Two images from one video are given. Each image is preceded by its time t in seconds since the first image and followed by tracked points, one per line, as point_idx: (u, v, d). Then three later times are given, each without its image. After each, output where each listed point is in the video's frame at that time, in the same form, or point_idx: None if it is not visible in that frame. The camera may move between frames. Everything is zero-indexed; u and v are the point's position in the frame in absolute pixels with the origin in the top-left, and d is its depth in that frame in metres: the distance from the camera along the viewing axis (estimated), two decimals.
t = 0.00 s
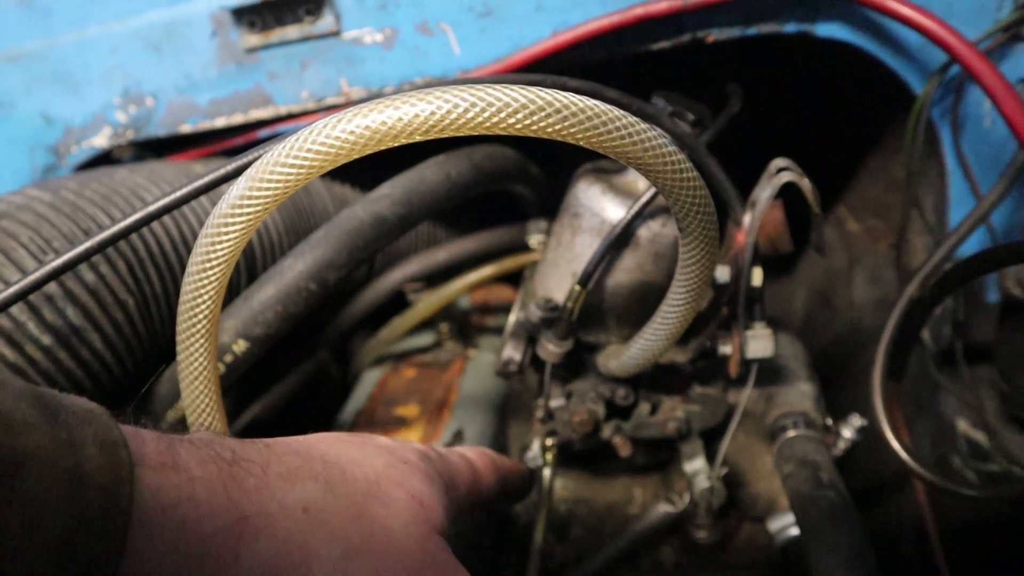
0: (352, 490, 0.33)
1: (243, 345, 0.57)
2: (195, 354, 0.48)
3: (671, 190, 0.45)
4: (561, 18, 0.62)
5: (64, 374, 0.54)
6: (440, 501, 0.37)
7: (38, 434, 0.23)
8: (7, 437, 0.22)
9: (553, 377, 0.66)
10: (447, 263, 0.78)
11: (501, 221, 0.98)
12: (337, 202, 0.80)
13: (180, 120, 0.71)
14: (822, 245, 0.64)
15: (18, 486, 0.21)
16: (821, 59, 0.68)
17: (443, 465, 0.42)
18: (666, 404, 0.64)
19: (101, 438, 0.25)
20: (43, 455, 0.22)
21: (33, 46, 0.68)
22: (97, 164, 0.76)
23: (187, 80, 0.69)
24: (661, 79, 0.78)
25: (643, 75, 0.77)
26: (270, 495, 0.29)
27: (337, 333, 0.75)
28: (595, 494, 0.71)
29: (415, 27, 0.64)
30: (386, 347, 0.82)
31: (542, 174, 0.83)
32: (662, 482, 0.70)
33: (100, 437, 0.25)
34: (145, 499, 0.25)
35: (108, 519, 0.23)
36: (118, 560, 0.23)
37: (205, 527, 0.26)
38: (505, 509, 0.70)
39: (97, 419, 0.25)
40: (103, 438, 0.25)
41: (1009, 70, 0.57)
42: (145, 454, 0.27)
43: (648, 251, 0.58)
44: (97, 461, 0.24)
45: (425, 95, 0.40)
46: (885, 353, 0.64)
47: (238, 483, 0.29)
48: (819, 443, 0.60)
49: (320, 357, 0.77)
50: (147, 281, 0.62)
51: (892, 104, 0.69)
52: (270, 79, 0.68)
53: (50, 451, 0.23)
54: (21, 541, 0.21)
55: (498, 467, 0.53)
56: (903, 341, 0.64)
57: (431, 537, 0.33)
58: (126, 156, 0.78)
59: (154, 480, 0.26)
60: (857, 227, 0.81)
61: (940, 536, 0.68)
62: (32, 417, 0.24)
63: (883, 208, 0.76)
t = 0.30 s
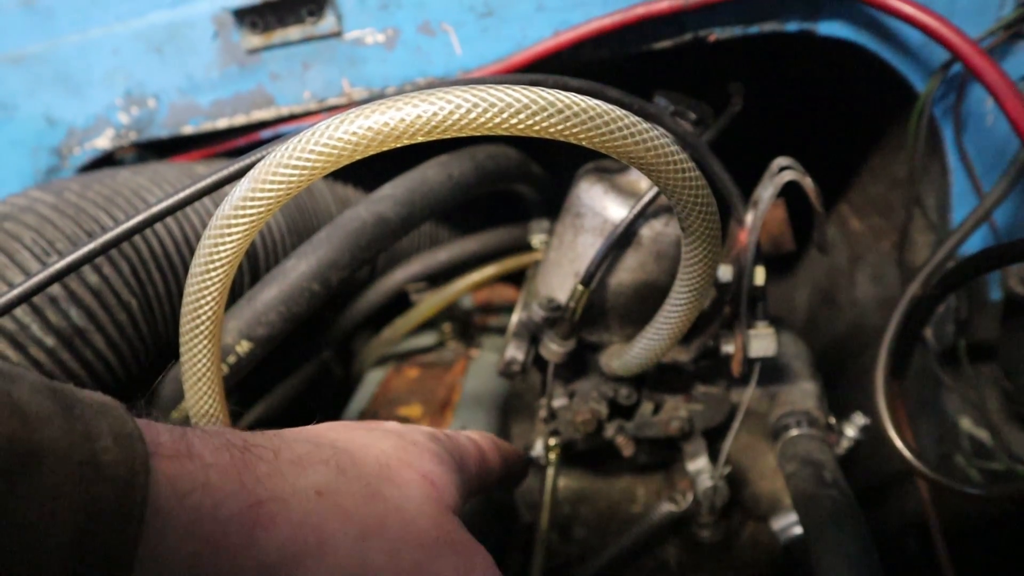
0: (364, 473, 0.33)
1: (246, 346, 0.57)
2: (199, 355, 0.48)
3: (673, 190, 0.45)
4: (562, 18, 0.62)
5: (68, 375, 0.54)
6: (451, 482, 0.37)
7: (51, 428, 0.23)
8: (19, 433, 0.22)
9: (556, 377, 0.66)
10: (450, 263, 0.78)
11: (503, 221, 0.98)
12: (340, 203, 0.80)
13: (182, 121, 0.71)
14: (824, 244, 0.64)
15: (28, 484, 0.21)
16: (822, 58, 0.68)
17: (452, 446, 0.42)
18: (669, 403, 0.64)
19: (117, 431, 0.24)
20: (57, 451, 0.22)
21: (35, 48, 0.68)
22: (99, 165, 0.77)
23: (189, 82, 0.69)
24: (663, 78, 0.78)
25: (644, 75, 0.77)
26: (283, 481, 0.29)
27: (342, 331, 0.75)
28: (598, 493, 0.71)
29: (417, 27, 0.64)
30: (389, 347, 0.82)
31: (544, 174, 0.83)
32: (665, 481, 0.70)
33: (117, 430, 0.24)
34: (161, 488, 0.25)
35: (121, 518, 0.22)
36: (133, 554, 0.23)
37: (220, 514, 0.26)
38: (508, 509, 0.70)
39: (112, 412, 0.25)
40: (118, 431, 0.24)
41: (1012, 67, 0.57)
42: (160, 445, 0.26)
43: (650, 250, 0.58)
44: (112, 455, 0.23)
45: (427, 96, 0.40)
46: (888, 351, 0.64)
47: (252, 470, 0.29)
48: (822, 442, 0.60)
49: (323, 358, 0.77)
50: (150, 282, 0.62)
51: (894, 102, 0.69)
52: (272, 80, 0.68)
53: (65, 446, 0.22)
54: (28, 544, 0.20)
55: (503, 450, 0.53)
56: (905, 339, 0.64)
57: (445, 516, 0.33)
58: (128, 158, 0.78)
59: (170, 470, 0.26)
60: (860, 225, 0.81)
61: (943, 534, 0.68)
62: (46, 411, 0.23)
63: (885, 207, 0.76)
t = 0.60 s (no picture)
0: (343, 471, 0.33)
1: (249, 347, 0.57)
2: (203, 356, 0.48)
3: (675, 189, 0.46)
4: (564, 18, 0.62)
5: (72, 376, 0.54)
6: (429, 474, 0.37)
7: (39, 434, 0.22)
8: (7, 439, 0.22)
9: (559, 376, 0.66)
10: (452, 262, 0.78)
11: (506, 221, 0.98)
12: (343, 204, 0.80)
13: (185, 122, 0.71)
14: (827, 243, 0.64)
15: (15, 493, 0.21)
16: (825, 57, 0.68)
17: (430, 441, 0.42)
18: (671, 403, 0.65)
19: (103, 434, 0.24)
20: (42, 457, 0.22)
21: (38, 50, 0.68)
22: (103, 167, 0.77)
23: (192, 83, 0.69)
24: (665, 78, 0.78)
25: (647, 74, 0.78)
26: (263, 474, 0.30)
27: (345, 330, 0.76)
28: (601, 493, 0.71)
29: (420, 27, 0.64)
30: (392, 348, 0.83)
31: (547, 174, 0.83)
32: (668, 481, 0.70)
33: (103, 433, 0.24)
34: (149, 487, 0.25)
35: (107, 526, 0.22)
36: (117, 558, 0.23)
37: (202, 507, 0.26)
38: (511, 509, 0.70)
39: (100, 415, 0.25)
40: (105, 433, 0.24)
41: (1015, 65, 0.57)
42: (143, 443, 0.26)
43: (653, 250, 0.58)
44: (98, 459, 0.23)
45: (430, 97, 0.40)
46: (891, 350, 0.63)
47: (231, 463, 0.29)
48: (825, 441, 0.60)
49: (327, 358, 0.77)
50: (153, 283, 0.63)
51: (896, 101, 0.69)
52: (274, 81, 0.68)
53: (50, 451, 0.22)
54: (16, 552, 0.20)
55: (491, 448, 0.53)
56: (908, 338, 0.64)
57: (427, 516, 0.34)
58: (132, 159, 0.78)
59: (156, 466, 0.26)
60: (863, 224, 0.81)
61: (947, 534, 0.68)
62: (32, 416, 0.23)
63: (889, 206, 0.76)
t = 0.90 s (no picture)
0: (384, 435, 0.36)
1: (257, 347, 0.57)
2: (210, 357, 0.48)
3: (682, 189, 0.45)
4: (570, 18, 0.62)
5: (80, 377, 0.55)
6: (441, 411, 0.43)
7: (117, 406, 0.24)
8: (88, 412, 0.23)
9: (565, 376, 0.66)
10: (458, 262, 0.78)
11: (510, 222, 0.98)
12: (349, 205, 0.79)
13: (191, 123, 0.72)
14: (834, 242, 0.64)
15: (96, 462, 0.22)
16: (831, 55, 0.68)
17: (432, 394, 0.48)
18: (679, 402, 0.64)
19: (169, 407, 0.25)
20: (120, 425, 0.23)
21: (44, 52, 0.68)
22: (109, 168, 0.77)
23: (198, 84, 0.69)
24: (670, 77, 0.78)
25: (652, 73, 0.77)
26: (307, 423, 0.34)
27: (350, 331, 0.75)
28: (608, 493, 0.71)
29: (424, 28, 0.64)
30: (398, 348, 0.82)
31: (552, 174, 0.83)
32: (675, 480, 0.70)
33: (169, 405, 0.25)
34: (211, 460, 0.27)
35: (180, 493, 0.24)
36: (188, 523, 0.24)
37: (268, 450, 0.30)
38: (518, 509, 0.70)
39: (161, 390, 0.26)
40: (170, 407, 0.25)
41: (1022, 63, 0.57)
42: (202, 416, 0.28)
43: (659, 249, 0.58)
44: (167, 429, 0.25)
45: (436, 97, 0.40)
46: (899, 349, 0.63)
47: (285, 436, 0.31)
48: (833, 441, 0.60)
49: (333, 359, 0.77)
50: (160, 284, 0.63)
51: (902, 99, 0.69)
52: (279, 81, 0.68)
53: (127, 420, 0.24)
54: (102, 511, 0.22)
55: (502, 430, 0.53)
56: (916, 337, 0.64)
57: (460, 469, 0.39)
58: (138, 160, 0.79)
59: (216, 429, 0.28)
60: (869, 223, 0.80)
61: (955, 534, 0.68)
62: (108, 388, 0.24)
63: (896, 204, 0.76)
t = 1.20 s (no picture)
0: (406, 405, 0.41)
1: (263, 350, 0.57)
2: (216, 361, 0.49)
3: (685, 192, 0.46)
4: (572, 21, 0.62)
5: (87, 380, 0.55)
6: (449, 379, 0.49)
7: (184, 416, 0.26)
8: (157, 421, 0.25)
9: (569, 378, 0.66)
10: (463, 264, 0.78)
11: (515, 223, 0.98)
12: (353, 206, 0.80)
13: (196, 126, 0.72)
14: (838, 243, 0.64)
15: (168, 467, 0.25)
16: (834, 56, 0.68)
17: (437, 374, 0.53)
18: (683, 403, 0.65)
19: (228, 417, 0.28)
20: (188, 435, 0.26)
21: (50, 56, 0.68)
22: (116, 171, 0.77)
23: (203, 87, 0.69)
24: (674, 78, 0.78)
25: (656, 74, 0.77)
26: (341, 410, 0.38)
27: (355, 332, 0.75)
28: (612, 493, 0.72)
29: (428, 31, 0.64)
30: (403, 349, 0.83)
31: (556, 175, 0.83)
32: (680, 481, 0.70)
33: (228, 414, 0.28)
34: (263, 449, 0.30)
35: (244, 495, 0.26)
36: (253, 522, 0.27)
37: (316, 424, 0.34)
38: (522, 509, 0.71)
39: (218, 399, 0.28)
40: (229, 417, 0.28)
41: None
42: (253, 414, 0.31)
43: (662, 251, 0.58)
44: (228, 439, 0.27)
45: (440, 103, 0.41)
46: (903, 350, 0.63)
47: (313, 429, 0.33)
48: (837, 442, 0.60)
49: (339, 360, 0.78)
50: (167, 287, 0.63)
51: (905, 100, 0.69)
52: (284, 85, 0.69)
53: (194, 431, 0.26)
54: (177, 512, 0.24)
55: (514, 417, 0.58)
56: (920, 338, 0.64)
57: (477, 417, 0.44)
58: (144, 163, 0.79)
59: (268, 425, 0.31)
60: (873, 223, 0.80)
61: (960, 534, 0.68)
62: (173, 401, 0.27)
63: (899, 204, 0.76)
